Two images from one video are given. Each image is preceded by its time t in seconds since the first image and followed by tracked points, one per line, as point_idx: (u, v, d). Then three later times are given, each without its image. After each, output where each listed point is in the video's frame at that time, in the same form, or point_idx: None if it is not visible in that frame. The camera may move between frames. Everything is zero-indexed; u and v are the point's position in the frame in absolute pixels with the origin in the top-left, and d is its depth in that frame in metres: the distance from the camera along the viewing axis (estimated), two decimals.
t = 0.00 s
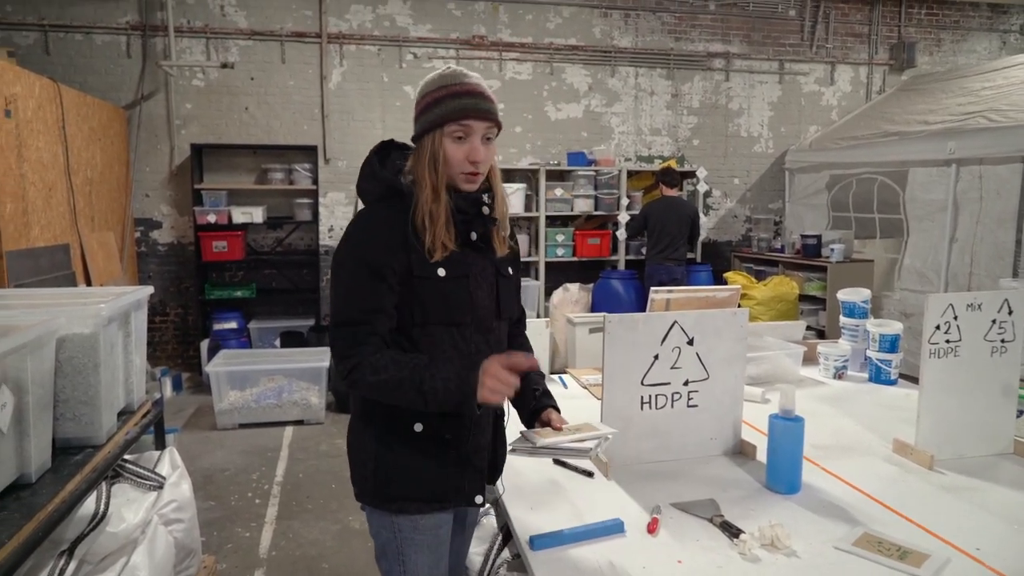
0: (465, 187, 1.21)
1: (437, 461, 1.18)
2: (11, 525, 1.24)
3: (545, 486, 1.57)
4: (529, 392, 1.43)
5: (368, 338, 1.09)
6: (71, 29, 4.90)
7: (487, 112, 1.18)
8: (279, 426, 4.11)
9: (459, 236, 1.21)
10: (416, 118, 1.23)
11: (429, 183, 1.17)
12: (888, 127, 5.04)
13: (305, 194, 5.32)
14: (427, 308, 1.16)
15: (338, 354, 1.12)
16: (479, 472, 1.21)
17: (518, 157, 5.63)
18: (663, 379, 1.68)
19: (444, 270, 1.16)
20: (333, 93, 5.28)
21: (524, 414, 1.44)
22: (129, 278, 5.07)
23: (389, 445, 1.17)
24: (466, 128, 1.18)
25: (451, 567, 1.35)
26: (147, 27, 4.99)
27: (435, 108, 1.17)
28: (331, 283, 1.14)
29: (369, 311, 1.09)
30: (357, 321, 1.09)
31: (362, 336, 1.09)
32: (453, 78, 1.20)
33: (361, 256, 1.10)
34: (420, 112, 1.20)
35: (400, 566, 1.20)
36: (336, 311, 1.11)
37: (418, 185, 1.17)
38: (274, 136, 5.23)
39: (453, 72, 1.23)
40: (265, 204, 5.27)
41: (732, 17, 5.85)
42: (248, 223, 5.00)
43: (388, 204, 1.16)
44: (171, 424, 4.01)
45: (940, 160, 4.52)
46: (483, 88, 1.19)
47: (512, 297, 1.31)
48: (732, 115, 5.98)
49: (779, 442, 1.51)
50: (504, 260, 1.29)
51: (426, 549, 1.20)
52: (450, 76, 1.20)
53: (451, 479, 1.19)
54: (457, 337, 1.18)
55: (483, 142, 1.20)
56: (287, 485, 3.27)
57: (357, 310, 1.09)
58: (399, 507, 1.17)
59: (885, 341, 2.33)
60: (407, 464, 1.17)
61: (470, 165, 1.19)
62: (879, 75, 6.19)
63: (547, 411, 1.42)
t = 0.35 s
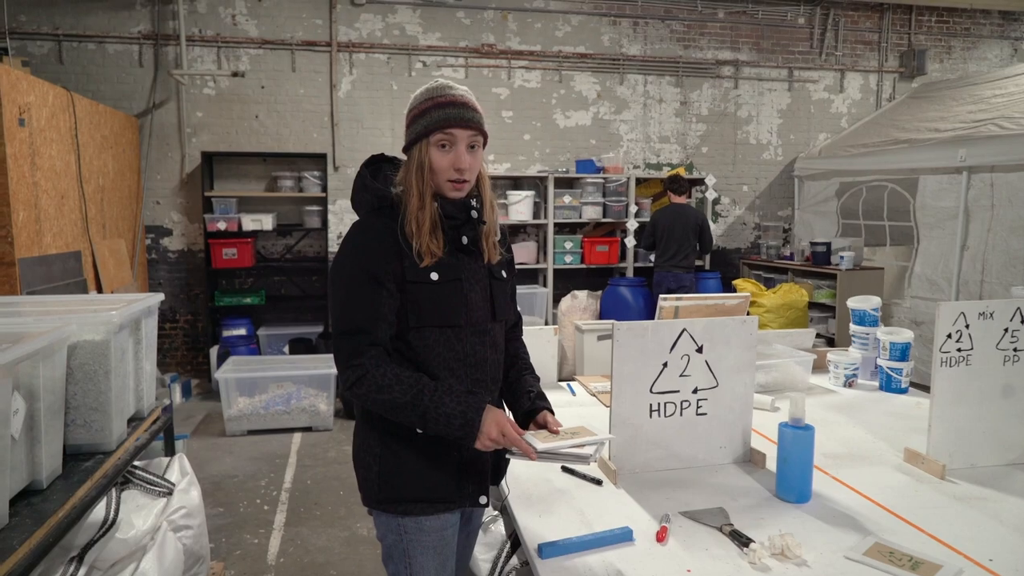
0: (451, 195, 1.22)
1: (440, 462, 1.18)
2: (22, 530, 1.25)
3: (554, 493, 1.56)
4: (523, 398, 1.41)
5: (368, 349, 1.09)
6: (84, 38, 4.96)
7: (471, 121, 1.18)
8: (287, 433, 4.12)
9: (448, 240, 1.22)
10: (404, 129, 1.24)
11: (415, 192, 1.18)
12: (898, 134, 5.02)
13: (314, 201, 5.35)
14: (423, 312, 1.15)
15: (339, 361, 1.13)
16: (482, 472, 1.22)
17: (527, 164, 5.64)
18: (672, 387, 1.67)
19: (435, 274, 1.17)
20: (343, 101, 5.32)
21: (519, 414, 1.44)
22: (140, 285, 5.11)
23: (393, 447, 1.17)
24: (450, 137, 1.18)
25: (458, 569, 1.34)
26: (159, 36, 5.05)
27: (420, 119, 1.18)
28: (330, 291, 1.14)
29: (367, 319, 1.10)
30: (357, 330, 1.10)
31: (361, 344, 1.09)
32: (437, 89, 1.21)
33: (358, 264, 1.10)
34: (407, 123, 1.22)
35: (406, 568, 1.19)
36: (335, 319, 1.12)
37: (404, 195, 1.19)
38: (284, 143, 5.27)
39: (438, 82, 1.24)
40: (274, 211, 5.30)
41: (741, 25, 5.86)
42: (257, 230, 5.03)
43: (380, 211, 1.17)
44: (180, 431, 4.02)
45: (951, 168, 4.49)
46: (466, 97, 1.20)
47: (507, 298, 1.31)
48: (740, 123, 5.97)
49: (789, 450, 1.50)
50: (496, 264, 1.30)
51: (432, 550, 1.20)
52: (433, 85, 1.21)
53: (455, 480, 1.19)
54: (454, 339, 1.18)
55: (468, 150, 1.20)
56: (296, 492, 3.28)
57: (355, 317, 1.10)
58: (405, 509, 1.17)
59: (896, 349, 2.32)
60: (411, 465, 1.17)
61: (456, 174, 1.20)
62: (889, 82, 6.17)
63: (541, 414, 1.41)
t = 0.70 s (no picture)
0: (452, 199, 1.22)
1: (448, 464, 1.17)
2: (26, 532, 1.25)
3: (557, 496, 1.56)
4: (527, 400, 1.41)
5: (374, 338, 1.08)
6: (91, 42, 4.99)
7: (469, 125, 1.19)
8: (291, 435, 4.12)
9: (449, 244, 1.22)
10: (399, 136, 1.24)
11: (416, 198, 1.18)
12: (904, 138, 5.00)
13: (320, 204, 5.37)
14: (427, 316, 1.16)
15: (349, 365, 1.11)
16: (491, 474, 1.23)
17: (531, 168, 5.65)
18: (676, 391, 1.67)
19: (438, 278, 1.17)
20: (348, 104, 5.33)
21: (527, 413, 1.44)
22: (145, 287, 5.13)
23: (403, 452, 1.17)
24: (450, 142, 1.19)
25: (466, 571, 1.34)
26: (165, 40, 5.08)
27: (418, 124, 1.18)
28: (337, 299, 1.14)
29: (373, 318, 1.09)
30: (363, 330, 1.09)
31: (369, 341, 1.08)
32: (433, 93, 1.21)
33: (362, 268, 1.10)
34: (403, 130, 1.22)
35: (415, 571, 1.19)
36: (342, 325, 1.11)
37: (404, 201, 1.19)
38: (289, 147, 5.29)
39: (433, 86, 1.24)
40: (279, 214, 5.32)
41: (746, 28, 5.86)
42: (262, 233, 5.04)
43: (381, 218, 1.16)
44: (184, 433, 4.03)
45: (957, 172, 4.47)
46: (461, 101, 1.21)
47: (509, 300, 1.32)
48: (745, 126, 5.96)
49: (794, 454, 1.49)
50: (496, 265, 1.32)
51: (442, 554, 1.20)
52: (427, 91, 1.22)
53: (465, 482, 1.19)
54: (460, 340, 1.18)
55: (467, 154, 1.21)
56: (299, 495, 3.28)
57: (361, 318, 1.09)
58: (415, 513, 1.17)
59: (901, 353, 2.31)
60: (421, 469, 1.17)
61: (456, 177, 1.20)
62: (895, 86, 6.16)
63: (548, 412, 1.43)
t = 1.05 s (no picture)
0: (449, 202, 1.22)
1: (452, 468, 1.17)
2: (17, 535, 1.24)
3: (552, 499, 1.56)
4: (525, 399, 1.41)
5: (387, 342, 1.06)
6: (85, 42, 4.97)
7: (468, 129, 1.19)
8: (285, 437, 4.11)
9: (447, 247, 1.22)
10: (394, 137, 1.23)
11: (415, 202, 1.17)
12: (897, 140, 5.02)
13: (314, 205, 5.35)
14: (430, 320, 1.16)
15: (362, 370, 1.08)
16: (492, 475, 1.23)
17: (526, 169, 5.65)
18: (671, 393, 1.67)
19: (439, 281, 1.17)
20: (343, 105, 5.33)
21: (522, 413, 1.45)
22: (138, 288, 5.11)
23: (406, 457, 1.16)
24: (449, 146, 1.19)
25: None
26: (159, 40, 5.06)
27: (417, 127, 1.17)
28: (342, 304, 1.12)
29: (385, 319, 1.07)
30: (374, 332, 1.07)
31: (383, 342, 1.06)
32: (429, 95, 1.20)
33: (367, 271, 1.09)
34: (399, 131, 1.20)
35: None
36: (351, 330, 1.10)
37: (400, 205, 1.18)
38: (283, 147, 5.27)
39: (427, 88, 1.23)
40: (274, 215, 5.30)
41: (741, 31, 5.88)
42: (256, 233, 5.03)
43: (381, 220, 1.14)
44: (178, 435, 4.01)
45: (951, 174, 4.49)
46: (460, 104, 1.20)
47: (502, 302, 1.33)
48: (740, 128, 5.98)
49: (788, 456, 1.49)
50: (492, 265, 1.32)
51: (443, 559, 1.20)
52: (423, 92, 1.20)
53: (468, 484, 1.19)
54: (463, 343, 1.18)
55: (464, 157, 1.21)
56: (293, 496, 3.27)
57: (370, 320, 1.07)
58: (418, 518, 1.17)
59: (895, 355, 2.31)
60: (425, 473, 1.16)
61: (453, 181, 1.20)
62: (889, 89, 6.18)
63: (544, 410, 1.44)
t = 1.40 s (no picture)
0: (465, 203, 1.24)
1: (452, 472, 1.18)
2: (12, 537, 1.24)
3: (549, 500, 1.56)
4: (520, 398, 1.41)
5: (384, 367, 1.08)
6: (80, 42, 4.95)
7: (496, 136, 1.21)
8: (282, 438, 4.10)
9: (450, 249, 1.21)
10: (417, 137, 1.16)
11: (447, 205, 1.16)
12: (893, 141, 5.04)
13: (311, 205, 5.34)
14: (430, 324, 1.15)
15: (354, 384, 1.11)
16: (492, 476, 1.24)
17: (523, 170, 5.65)
18: (668, 394, 1.67)
19: (442, 283, 1.17)
20: (340, 105, 5.32)
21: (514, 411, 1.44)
22: (134, 289, 5.10)
23: (407, 462, 1.16)
24: (478, 151, 1.20)
25: None
26: (156, 40, 5.05)
27: (453, 130, 1.15)
28: (331, 312, 1.13)
29: (383, 335, 1.09)
30: (372, 350, 1.08)
31: (381, 363, 1.08)
32: (457, 97, 1.18)
33: (365, 281, 1.09)
34: (426, 129, 1.15)
35: None
36: (346, 343, 1.10)
37: (433, 210, 1.15)
38: (280, 147, 5.26)
39: (448, 87, 1.20)
40: (270, 215, 5.29)
41: (738, 31, 5.89)
42: (253, 234, 5.01)
43: (380, 222, 1.15)
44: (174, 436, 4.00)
45: (947, 175, 4.50)
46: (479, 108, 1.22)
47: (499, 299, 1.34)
48: (737, 129, 5.99)
49: (784, 456, 1.49)
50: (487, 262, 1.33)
51: (444, 562, 1.20)
52: (448, 94, 1.18)
53: (468, 487, 1.19)
54: (460, 347, 1.19)
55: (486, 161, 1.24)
56: (290, 497, 3.26)
57: (369, 335, 1.08)
58: (419, 523, 1.16)
59: (891, 355, 2.32)
60: (425, 477, 1.16)
61: (476, 185, 1.22)
62: (885, 90, 6.20)
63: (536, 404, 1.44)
